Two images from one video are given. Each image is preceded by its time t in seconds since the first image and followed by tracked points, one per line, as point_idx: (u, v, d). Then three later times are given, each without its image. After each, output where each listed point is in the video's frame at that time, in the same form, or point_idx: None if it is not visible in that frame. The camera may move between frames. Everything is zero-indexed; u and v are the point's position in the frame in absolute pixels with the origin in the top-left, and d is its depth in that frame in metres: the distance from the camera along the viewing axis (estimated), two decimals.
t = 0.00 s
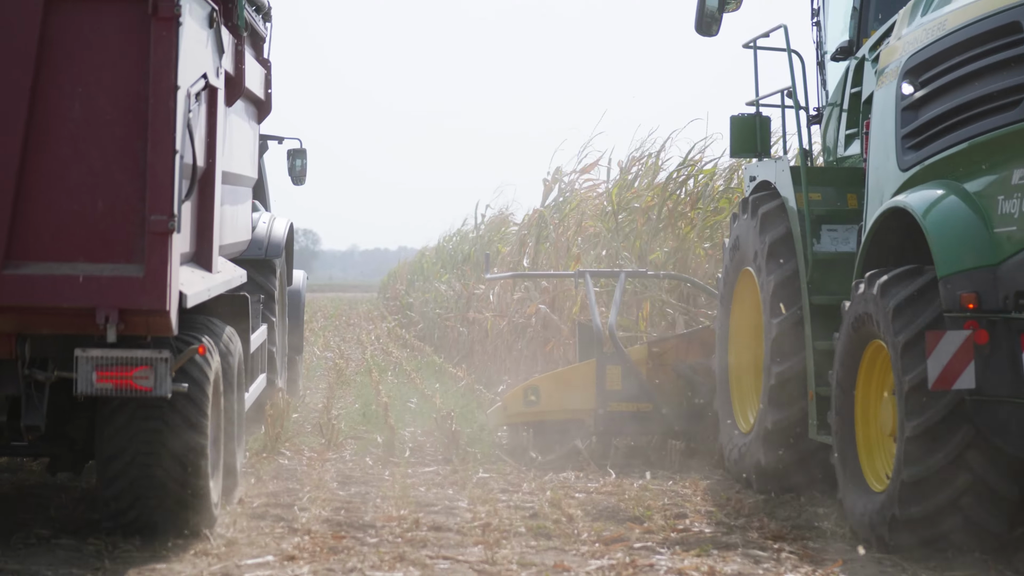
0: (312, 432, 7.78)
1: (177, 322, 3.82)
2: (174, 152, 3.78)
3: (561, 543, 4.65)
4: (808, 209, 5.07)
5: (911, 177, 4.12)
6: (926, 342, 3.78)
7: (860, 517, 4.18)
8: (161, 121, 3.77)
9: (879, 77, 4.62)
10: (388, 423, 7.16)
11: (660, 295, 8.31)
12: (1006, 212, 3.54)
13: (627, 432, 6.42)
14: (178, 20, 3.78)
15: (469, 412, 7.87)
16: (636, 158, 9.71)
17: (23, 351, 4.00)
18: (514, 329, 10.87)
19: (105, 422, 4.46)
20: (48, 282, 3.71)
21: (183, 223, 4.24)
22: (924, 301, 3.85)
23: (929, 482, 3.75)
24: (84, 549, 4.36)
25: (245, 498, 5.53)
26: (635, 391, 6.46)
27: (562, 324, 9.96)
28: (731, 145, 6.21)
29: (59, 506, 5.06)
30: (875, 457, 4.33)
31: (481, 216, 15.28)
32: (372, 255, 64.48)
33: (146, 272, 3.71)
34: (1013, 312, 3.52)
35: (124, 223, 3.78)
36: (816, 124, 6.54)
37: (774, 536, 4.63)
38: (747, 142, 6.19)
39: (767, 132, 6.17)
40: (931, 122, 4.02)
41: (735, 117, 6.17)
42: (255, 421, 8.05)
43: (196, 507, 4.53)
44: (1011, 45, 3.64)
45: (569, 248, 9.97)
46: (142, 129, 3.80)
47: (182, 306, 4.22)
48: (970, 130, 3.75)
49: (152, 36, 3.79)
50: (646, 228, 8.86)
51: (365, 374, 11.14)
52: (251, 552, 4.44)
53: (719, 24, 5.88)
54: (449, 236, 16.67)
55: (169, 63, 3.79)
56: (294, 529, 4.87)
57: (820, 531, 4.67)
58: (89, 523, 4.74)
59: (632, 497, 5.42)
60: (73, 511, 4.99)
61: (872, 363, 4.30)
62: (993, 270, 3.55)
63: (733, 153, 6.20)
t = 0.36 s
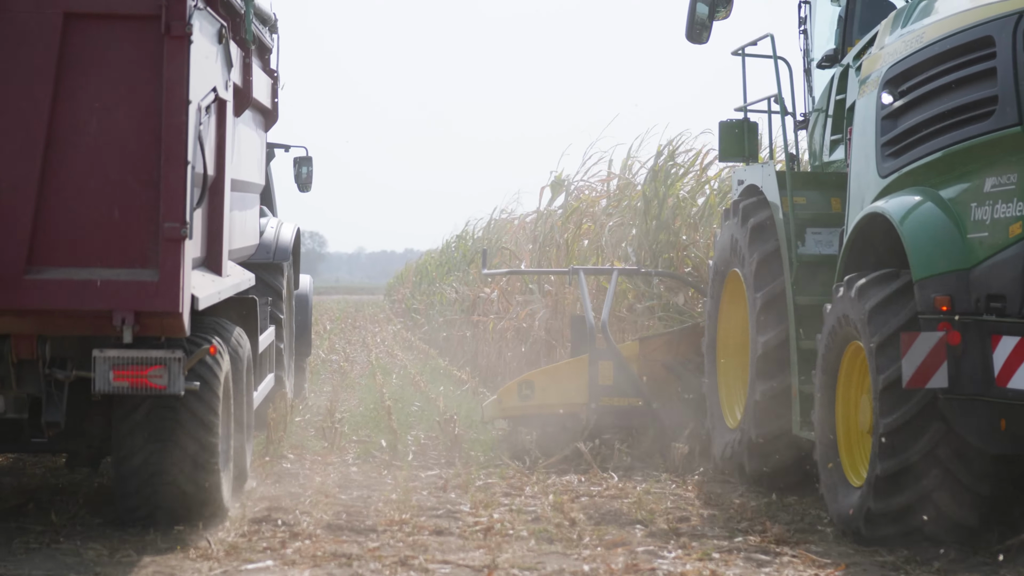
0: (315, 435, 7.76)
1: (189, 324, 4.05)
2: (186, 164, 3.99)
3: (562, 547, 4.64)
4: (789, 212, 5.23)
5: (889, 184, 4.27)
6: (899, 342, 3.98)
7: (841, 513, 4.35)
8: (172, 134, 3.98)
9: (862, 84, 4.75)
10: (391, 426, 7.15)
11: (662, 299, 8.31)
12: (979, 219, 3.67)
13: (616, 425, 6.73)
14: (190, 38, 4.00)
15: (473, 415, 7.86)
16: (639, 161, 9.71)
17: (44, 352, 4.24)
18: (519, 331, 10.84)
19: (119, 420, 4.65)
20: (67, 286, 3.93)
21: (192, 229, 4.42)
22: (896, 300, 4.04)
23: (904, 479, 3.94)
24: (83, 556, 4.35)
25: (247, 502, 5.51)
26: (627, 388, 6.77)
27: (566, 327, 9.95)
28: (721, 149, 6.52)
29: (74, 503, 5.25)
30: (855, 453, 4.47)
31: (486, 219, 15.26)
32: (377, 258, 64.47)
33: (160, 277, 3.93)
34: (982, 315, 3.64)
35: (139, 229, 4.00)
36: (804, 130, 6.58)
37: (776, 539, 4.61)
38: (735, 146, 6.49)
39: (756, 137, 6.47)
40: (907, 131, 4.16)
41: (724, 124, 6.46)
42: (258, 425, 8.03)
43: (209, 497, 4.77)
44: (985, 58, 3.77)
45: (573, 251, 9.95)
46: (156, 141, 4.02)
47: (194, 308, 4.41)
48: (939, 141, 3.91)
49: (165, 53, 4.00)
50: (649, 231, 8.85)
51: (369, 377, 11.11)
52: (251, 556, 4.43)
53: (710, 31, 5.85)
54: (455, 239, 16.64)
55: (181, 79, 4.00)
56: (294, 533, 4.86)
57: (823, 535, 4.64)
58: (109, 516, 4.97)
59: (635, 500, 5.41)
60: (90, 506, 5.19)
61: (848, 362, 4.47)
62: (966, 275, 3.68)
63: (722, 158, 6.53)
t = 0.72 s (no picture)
0: (313, 441, 7.74)
1: (193, 324, 4.27)
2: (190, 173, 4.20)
3: (558, 552, 4.62)
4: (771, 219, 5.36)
5: (865, 192, 4.43)
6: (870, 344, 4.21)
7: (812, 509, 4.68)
8: (178, 144, 4.20)
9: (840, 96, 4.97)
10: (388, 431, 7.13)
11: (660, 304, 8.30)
12: (947, 226, 3.91)
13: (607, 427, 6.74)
14: (192, 54, 4.20)
15: (471, 420, 7.83)
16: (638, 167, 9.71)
17: (56, 352, 4.47)
18: (518, 336, 10.82)
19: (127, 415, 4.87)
20: (77, 290, 4.13)
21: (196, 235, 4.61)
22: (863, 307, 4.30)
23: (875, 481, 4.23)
24: (78, 562, 4.33)
25: (244, 507, 5.50)
26: (618, 390, 6.81)
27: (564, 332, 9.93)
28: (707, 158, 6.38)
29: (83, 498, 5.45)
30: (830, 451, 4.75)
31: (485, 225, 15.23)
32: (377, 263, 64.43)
33: (166, 281, 4.14)
34: (948, 317, 3.88)
35: (146, 235, 4.20)
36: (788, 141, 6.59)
37: (773, 544, 4.59)
38: (721, 155, 6.37)
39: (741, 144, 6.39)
40: (881, 141, 4.36)
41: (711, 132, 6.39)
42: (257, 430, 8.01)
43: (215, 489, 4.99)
44: (953, 72, 3.99)
45: (572, 256, 9.94)
46: (161, 152, 4.22)
47: (198, 310, 4.62)
48: (908, 152, 4.12)
49: (170, 68, 4.21)
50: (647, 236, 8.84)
51: (368, 383, 11.07)
52: (247, 562, 4.42)
53: (698, 43, 6.05)
54: (455, 245, 16.61)
55: (185, 92, 4.21)
56: (291, 538, 4.85)
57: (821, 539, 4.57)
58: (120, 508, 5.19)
59: (632, 505, 5.39)
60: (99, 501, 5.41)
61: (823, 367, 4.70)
62: (935, 278, 3.92)
63: (708, 164, 6.39)
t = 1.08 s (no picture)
0: (298, 448, 7.70)
1: (192, 329, 4.42)
2: (192, 183, 4.35)
3: (543, 559, 4.61)
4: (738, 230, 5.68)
5: (821, 204, 4.69)
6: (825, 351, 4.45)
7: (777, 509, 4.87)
8: (180, 155, 4.35)
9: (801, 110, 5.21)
10: (373, 438, 7.10)
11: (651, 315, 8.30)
12: (897, 236, 4.10)
13: (586, 429, 6.89)
14: (196, 69, 4.34)
15: (456, 427, 7.81)
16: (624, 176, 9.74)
17: (58, 353, 4.59)
18: (505, 344, 10.80)
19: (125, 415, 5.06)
20: (82, 294, 4.28)
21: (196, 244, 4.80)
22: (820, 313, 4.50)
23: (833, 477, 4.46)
24: (58, 568, 4.29)
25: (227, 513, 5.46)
26: (594, 394, 6.96)
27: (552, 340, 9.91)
28: (678, 170, 6.68)
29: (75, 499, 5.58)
30: (791, 451, 4.99)
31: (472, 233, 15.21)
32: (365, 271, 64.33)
33: (167, 286, 4.31)
34: (898, 323, 4.05)
35: (149, 242, 4.36)
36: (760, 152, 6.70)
37: (758, 551, 4.59)
38: (692, 167, 6.65)
39: (711, 158, 6.63)
40: (838, 155, 4.56)
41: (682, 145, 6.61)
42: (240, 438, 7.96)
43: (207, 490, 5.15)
44: (903, 89, 4.17)
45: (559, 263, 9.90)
46: (164, 163, 4.37)
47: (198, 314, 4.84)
48: (861, 166, 4.32)
49: (175, 82, 4.35)
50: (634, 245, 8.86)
51: (354, 390, 11.02)
52: (229, 568, 4.40)
53: (672, 58, 6.20)
54: (442, 253, 16.58)
55: (189, 106, 4.36)
56: (274, 545, 4.82)
57: (806, 546, 4.58)
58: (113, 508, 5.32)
59: (617, 513, 5.38)
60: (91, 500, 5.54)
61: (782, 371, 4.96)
62: (884, 286, 4.10)
63: (679, 177, 6.70)
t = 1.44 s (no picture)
0: (279, 451, 7.65)
1: (176, 328, 4.55)
2: (175, 187, 4.48)
3: (523, 563, 4.59)
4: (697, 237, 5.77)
5: (780, 211, 4.86)
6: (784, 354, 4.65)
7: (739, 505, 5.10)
8: (164, 160, 4.48)
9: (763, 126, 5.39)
10: (354, 442, 7.06)
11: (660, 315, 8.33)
12: (848, 242, 4.25)
13: (564, 430, 7.39)
14: (179, 78, 4.50)
15: (438, 432, 7.78)
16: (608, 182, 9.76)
17: (48, 353, 4.77)
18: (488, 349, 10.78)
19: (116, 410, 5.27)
20: (71, 296, 4.40)
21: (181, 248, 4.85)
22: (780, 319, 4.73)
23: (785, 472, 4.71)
24: (36, 571, 4.26)
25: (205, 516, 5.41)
26: (568, 397, 7.47)
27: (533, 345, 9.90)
28: (646, 180, 6.85)
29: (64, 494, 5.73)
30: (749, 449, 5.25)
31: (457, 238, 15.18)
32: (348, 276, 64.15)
33: (153, 286, 4.42)
34: (847, 324, 4.19)
35: (134, 244, 4.47)
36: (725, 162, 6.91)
37: (738, 555, 4.58)
38: (660, 177, 6.81)
39: (677, 167, 6.78)
40: (795, 165, 4.74)
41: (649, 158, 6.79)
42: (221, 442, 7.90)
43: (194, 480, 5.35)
44: (855, 101, 4.32)
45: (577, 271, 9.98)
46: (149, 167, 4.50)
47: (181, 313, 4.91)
48: (816, 175, 4.49)
49: (158, 90, 4.50)
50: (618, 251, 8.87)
51: (337, 395, 10.96)
52: (207, 572, 4.35)
53: (640, 72, 6.59)
54: (427, 258, 16.54)
55: (172, 112, 4.50)
56: (252, 548, 4.78)
57: (787, 551, 4.60)
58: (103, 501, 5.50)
59: (598, 517, 5.37)
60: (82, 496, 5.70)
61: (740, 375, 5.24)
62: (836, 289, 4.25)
63: (649, 187, 6.86)
